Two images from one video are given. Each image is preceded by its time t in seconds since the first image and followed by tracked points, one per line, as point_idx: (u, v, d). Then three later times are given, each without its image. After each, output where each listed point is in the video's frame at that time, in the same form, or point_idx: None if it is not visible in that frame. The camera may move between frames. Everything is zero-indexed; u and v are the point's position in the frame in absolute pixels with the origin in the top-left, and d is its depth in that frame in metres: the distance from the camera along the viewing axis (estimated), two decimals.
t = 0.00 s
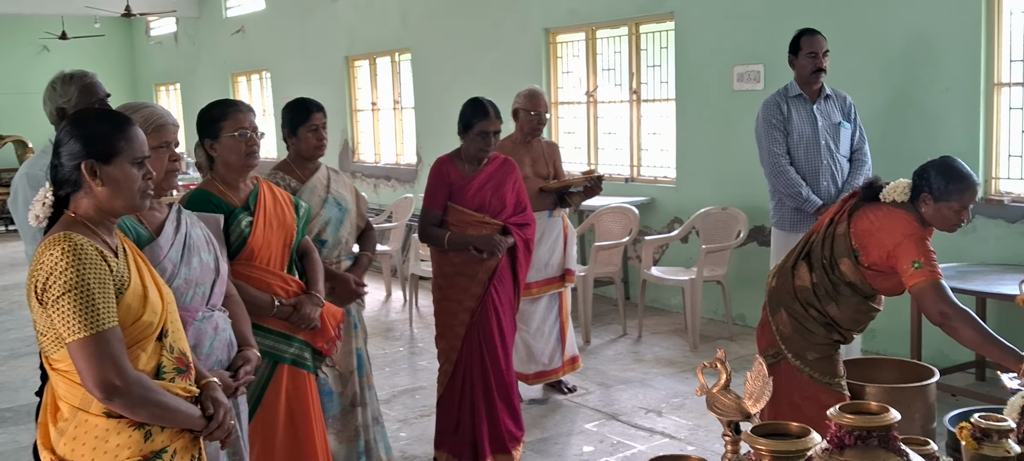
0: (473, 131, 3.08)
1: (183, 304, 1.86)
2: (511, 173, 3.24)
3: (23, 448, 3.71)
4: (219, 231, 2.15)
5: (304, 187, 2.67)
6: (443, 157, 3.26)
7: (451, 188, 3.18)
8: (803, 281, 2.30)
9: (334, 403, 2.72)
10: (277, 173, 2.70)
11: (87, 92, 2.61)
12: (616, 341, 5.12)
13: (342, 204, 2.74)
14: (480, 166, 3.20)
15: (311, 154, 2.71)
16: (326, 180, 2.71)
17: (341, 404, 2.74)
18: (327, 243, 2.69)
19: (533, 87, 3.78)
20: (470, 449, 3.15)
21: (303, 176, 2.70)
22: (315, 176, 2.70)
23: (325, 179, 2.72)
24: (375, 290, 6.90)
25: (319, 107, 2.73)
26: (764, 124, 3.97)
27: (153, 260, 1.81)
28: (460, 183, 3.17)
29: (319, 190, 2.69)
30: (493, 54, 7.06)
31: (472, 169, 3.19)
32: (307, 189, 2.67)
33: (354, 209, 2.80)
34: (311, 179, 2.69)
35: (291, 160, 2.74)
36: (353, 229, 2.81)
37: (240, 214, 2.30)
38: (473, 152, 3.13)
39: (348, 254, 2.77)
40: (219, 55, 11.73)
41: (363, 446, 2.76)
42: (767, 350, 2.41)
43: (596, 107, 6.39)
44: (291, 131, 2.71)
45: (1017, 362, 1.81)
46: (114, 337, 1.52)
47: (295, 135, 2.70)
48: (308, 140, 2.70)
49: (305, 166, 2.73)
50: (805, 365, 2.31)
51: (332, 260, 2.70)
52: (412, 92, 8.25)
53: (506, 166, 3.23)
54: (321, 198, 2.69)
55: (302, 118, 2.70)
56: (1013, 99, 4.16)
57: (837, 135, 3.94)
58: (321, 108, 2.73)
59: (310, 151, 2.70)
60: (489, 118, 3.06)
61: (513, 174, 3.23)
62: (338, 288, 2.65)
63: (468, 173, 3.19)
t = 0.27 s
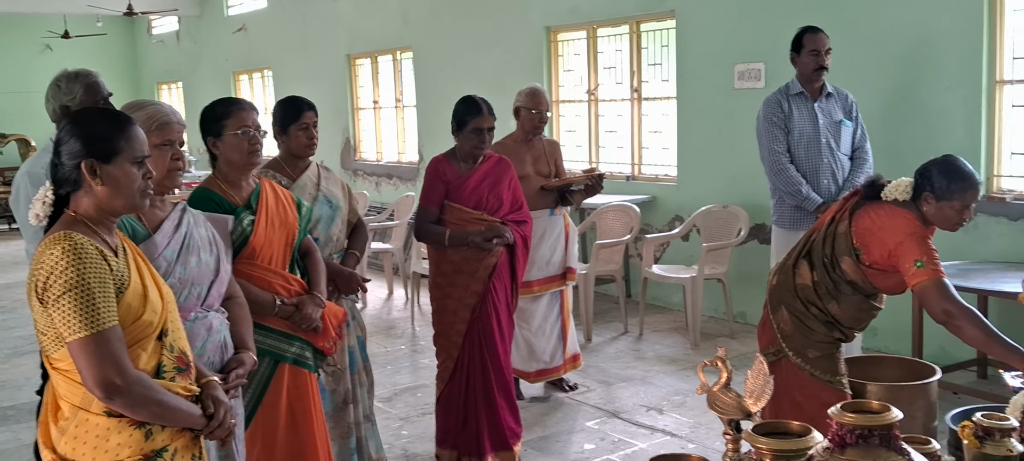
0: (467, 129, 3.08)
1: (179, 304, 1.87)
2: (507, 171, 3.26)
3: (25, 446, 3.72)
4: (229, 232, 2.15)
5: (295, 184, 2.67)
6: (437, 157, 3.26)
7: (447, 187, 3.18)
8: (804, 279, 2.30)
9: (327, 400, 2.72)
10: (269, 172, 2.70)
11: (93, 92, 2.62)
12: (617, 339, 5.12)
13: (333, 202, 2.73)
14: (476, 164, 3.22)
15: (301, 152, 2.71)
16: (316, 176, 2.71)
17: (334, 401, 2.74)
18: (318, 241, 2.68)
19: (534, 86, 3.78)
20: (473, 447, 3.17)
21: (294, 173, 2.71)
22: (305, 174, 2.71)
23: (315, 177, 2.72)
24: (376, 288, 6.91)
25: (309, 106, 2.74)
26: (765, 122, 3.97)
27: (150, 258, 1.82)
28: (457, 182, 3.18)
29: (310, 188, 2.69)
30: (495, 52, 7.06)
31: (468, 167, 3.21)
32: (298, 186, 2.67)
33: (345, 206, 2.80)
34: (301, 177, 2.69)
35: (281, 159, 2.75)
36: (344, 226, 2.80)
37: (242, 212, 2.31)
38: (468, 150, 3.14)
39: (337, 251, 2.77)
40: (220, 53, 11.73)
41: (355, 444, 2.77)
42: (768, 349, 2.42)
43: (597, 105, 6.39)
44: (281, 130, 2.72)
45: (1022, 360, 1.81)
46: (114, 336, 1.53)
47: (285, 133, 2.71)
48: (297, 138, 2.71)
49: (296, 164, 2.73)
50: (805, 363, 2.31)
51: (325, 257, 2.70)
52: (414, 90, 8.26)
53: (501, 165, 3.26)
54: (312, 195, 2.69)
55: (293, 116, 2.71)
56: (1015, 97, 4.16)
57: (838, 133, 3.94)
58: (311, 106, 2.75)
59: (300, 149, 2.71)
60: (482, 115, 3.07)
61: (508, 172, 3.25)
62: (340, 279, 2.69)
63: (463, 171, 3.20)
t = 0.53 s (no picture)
0: (466, 128, 3.07)
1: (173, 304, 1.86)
2: (506, 170, 3.25)
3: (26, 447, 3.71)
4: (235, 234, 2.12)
5: (297, 184, 2.67)
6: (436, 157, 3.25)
7: (447, 187, 3.17)
8: (809, 279, 2.29)
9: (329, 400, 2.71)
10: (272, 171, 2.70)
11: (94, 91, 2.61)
12: (620, 339, 5.11)
13: (335, 200, 2.72)
14: (474, 163, 3.21)
15: (302, 151, 2.70)
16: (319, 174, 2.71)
17: (338, 401, 2.73)
18: (321, 241, 2.67)
19: (536, 85, 3.77)
20: (474, 447, 3.16)
21: (296, 173, 2.71)
22: (308, 173, 2.71)
23: (320, 175, 2.72)
24: (378, 288, 6.90)
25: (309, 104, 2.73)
26: (769, 121, 3.96)
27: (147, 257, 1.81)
28: (456, 182, 3.17)
29: (311, 187, 2.68)
30: (497, 51, 7.04)
31: (466, 167, 3.20)
32: (300, 185, 2.67)
33: (348, 205, 2.78)
34: (303, 176, 2.69)
35: (284, 158, 2.74)
36: (348, 225, 2.80)
37: (245, 212, 2.30)
38: (467, 149, 3.13)
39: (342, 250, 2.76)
40: (222, 52, 11.73)
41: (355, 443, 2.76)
42: (772, 348, 2.40)
43: (599, 105, 6.37)
44: (282, 127, 2.71)
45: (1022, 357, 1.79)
46: (117, 336, 1.52)
47: (286, 132, 2.70)
48: (298, 136, 2.69)
49: (298, 162, 2.73)
50: (809, 363, 2.30)
51: (328, 258, 2.69)
52: (416, 90, 8.25)
53: (500, 165, 3.24)
54: (314, 194, 2.68)
55: (293, 114, 2.70)
56: (1019, 95, 4.14)
57: (843, 132, 3.92)
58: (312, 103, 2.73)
59: (302, 147, 2.70)
60: (480, 113, 3.06)
61: (507, 171, 3.25)
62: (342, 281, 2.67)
63: (463, 171, 3.19)
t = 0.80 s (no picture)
0: (465, 129, 3.07)
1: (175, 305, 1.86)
2: (506, 170, 3.26)
3: (29, 447, 3.72)
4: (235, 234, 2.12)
5: (308, 184, 2.68)
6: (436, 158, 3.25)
7: (448, 188, 3.17)
8: (811, 279, 2.29)
9: (334, 400, 2.72)
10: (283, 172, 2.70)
11: (87, 90, 2.61)
12: (622, 339, 5.11)
13: (345, 200, 2.73)
14: (475, 165, 3.21)
15: (313, 152, 2.71)
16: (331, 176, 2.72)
17: (345, 401, 2.73)
18: (331, 241, 2.68)
19: (537, 85, 3.77)
20: (474, 447, 3.16)
21: (307, 174, 2.71)
22: (319, 174, 2.72)
23: (331, 176, 2.73)
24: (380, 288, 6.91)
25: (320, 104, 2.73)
26: (772, 121, 3.96)
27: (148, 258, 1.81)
28: (457, 183, 3.17)
29: (323, 187, 2.69)
30: (499, 52, 7.04)
31: (467, 168, 3.20)
32: (311, 186, 2.67)
33: (359, 207, 2.79)
34: (314, 177, 2.70)
35: (296, 159, 2.75)
36: (359, 226, 2.80)
37: (247, 213, 2.30)
38: (467, 150, 3.13)
39: (353, 250, 2.77)
40: (225, 53, 11.75)
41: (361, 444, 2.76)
42: (774, 349, 2.40)
43: (601, 105, 6.37)
44: (293, 128, 2.72)
45: None
46: (120, 337, 1.52)
47: (297, 132, 2.71)
48: (309, 137, 2.70)
49: (309, 163, 2.74)
50: (811, 364, 2.29)
51: (337, 258, 2.70)
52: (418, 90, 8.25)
53: (500, 165, 3.25)
54: (324, 195, 2.69)
55: (302, 115, 2.70)
56: (1021, 96, 4.13)
57: (846, 133, 3.92)
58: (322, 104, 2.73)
59: (313, 149, 2.71)
60: (480, 114, 3.06)
61: (508, 171, 3.25)
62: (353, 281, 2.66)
63: (463, 172, 3.19)
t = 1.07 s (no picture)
0: (467, 130, 3.07)
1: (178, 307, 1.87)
2: (508, 172, 3.26)
3: (33, 448, 3.73)
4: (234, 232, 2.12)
5: (320, 186, 2.69)
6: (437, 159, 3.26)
7: (450, 189, 3.18)
8: (814, 280, 2.29)
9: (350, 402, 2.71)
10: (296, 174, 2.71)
11: (81, 92, 2.62)
12: (625, 340, 5.11)
13: (357, 202, 2.73)
14: (478, 166, 3.21)
15: (326, 155, 2.72)
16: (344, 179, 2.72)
17: (353, 403, 2.73)
18: (342, 242, 2.69)
19: (539, 86, 3.77)
20: (478, 449, 3.16)
21: (319, 176, 2.72)
22: (331, 176, 2.72)
23: (343, 179, 2.73)
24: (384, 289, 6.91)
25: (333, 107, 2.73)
26: (776, 122, 3.96)
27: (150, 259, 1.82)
28: (459, 184, 3.17)
29: (335, 189, 2.70)
30: (502, 53, 7.05)
31: (469, 169, 3.20)
32: (323, 188, 2.68)
33: (371, 209, 2.79)
34: (326, 178, 2.71)
35: (309, 161, 2.76)
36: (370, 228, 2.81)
37: (250, 214, 2.30)
38: (469, 151, 3.13)
39: (363, 252, 2.77)
40: (228, 54, 11.77)
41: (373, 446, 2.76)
42: (777, 350, 2.40)
43: (604, 106, 6.37)
44: (307, 131, 2.73)
45: None
46: (124, 338, 1.52)
47: (310, 135, 2.72)
48: (322, 140, 2.70)
49: (322, 166, 2.75)
50: (815, 365, 2.29)
51: (348, 260, 2.70)
52: (421, 91, 8.26)
53: (502, 166, 3.25)
54: (335, 197, 2.69)
55: (315, 117, 2.71)
56: None
57: (851, 134, 3.92)
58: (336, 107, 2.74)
59: (326, 152, 2.71)
60: (481, 115, 3.06)
61: (510, 172, 3.25)
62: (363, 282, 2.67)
63: (465, 173, 3.19)
